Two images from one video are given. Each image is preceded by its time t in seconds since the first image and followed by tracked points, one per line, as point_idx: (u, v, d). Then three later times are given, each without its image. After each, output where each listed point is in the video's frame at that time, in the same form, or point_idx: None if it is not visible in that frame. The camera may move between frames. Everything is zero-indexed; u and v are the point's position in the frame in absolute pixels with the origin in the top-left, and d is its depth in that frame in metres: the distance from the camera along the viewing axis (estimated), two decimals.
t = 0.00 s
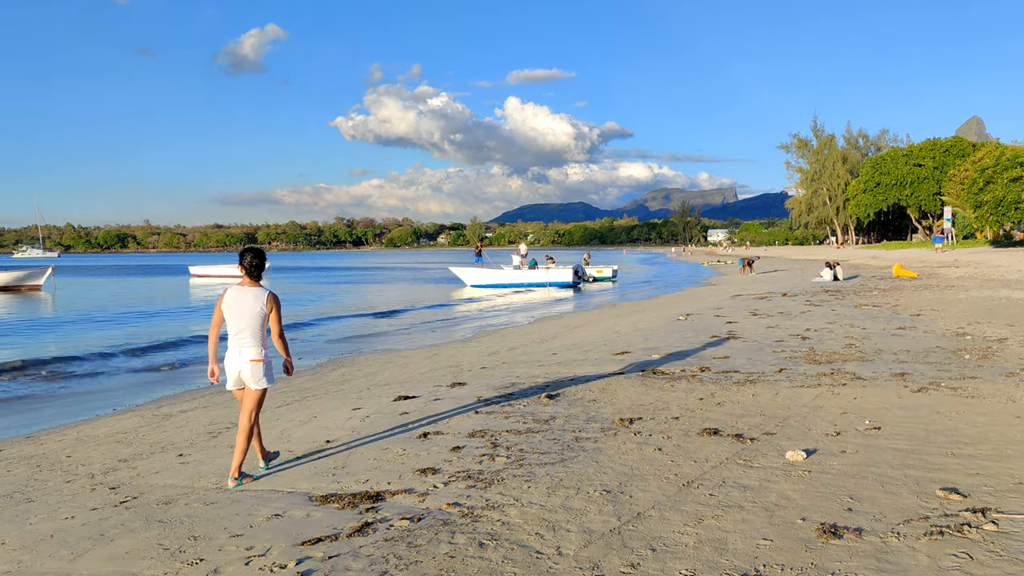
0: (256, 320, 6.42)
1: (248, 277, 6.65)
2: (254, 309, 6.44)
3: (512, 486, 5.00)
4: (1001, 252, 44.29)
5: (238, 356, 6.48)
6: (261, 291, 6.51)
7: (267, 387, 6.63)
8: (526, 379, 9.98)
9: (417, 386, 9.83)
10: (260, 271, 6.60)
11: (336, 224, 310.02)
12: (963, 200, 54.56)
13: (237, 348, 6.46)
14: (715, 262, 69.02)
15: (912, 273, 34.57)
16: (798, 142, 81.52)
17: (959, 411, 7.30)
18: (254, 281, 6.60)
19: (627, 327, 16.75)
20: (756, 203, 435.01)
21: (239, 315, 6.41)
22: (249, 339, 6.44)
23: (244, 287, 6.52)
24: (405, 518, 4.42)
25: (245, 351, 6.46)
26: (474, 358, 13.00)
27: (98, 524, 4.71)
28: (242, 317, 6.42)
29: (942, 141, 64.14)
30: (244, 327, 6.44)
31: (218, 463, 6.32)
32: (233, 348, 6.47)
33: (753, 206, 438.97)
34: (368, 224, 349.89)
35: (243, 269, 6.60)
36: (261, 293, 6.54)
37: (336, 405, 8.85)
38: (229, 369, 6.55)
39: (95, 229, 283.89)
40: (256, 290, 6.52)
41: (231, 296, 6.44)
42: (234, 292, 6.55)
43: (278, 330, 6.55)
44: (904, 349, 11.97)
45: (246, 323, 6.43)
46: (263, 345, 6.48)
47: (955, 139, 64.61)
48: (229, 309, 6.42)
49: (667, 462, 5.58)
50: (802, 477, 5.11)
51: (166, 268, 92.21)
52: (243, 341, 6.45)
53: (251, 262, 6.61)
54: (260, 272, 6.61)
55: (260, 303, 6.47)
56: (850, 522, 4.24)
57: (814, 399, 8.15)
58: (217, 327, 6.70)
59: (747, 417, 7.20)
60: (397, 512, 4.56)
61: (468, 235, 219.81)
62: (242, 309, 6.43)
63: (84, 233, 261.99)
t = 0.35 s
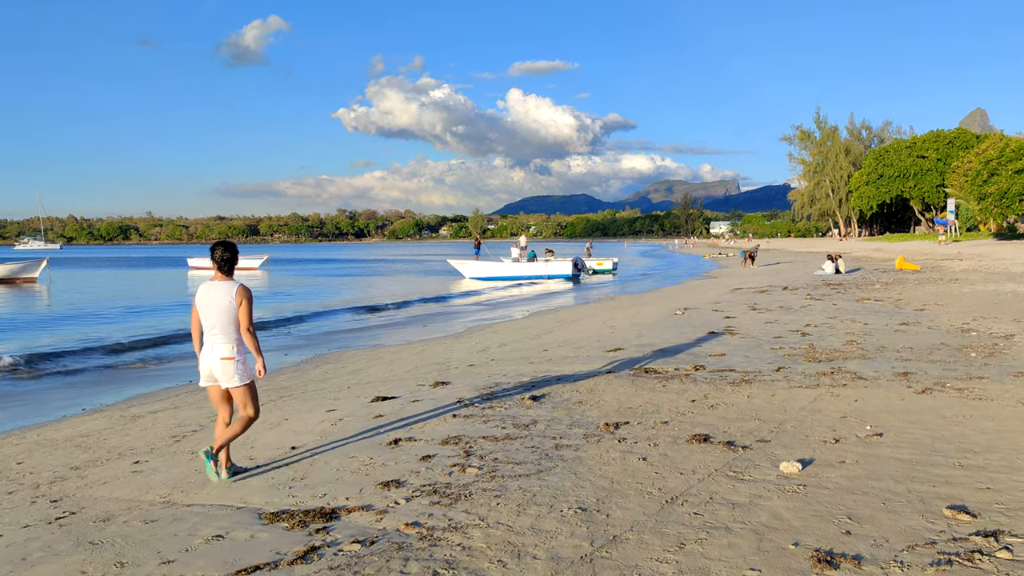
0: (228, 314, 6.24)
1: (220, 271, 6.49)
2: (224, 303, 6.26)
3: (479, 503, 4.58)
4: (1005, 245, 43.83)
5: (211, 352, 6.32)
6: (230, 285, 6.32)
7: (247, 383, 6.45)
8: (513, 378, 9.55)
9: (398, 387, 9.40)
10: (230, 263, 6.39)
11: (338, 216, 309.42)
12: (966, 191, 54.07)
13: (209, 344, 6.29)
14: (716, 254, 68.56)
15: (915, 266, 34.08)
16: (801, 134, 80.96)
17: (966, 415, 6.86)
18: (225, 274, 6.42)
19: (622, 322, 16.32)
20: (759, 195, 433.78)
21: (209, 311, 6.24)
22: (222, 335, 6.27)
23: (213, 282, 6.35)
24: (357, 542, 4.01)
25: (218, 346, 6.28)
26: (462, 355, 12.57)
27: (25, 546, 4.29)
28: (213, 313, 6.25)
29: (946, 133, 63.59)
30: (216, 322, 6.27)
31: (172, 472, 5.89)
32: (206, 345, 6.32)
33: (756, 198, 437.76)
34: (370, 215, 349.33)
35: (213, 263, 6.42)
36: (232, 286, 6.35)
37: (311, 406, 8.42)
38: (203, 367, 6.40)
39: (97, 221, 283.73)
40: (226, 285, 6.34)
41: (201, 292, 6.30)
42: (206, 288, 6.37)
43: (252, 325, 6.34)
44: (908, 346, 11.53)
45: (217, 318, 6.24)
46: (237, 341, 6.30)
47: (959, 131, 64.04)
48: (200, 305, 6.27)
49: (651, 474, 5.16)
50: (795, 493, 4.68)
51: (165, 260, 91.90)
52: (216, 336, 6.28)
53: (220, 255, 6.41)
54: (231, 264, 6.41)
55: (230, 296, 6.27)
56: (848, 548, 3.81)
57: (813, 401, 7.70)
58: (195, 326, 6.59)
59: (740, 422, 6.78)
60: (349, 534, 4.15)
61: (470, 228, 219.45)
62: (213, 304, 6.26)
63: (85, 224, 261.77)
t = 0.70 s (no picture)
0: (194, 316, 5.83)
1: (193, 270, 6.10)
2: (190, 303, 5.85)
3: (433, 528, 4.16)
4: (1008, 240, 43.40)
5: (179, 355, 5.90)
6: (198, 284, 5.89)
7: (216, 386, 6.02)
8: (494, 382, 9.15)
9: (374, 391, 8.99)
10: (200, 262, 5.96)
11: (338, 211, 309.19)
12: (968, 186, 53.60)
13: (177, 346, 5.89)
14: (716, 249, 68.10)
15: (917, 262, 33.59)
16: (802, 129, 80.48)
17: (970, 424, 6.43)
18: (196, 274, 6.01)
19: (615, 321, 15.89)
20: (761, 190, 432.91)
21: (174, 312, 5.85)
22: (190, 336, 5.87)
23: (182, 281, 5.95)
24: None
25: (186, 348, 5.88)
26: (446, 355, 12.17)
27: None
28: (178, 313, 5.85)
29: (948, 128, 63.13)
30: (182, 322, 5.86)
31: (113, 487, 5.48)
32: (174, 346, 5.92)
33: (757, 193, 436.96)
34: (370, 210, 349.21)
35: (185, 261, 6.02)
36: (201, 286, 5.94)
37: (279, 413, 8.00)
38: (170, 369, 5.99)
39: (100, 217, 283.59)
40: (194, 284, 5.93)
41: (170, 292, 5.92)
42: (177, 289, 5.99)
43: (222, 327, 5.93)
44: (909, 347, 11.09)
45: (183, 318, 5.84)
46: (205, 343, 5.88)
47: (962, 126, 63.57)
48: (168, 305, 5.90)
49: (626, 492, 4.74)
50: (783, 516, 4.26)
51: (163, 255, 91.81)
52: (183, 338, 5.87)
53: (192, 253, 6.03)
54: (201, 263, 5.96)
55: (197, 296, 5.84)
56: None
57: (807, 407, 7.28)
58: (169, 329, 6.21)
59: (728, 432, 6.35)
60: (284, 567, 3.73)
61: (471, 223, 218.98)
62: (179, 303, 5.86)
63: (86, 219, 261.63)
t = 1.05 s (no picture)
0: (185, 321, 5.57)
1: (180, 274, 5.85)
2: (181, 307, 5.59)
3: (385, 569, 3.74)
4: (1011, 239, 42.95)
5: (164, 360, 5.61)
6: (190, 288, 5.66)
7: (202, 395, 5.75)
8: (476, 392, 8.72)
9: (350, 402, 8.56)
10: (191, 265, 5.73)
11: (339, 209, 308.92)
12: (971, 185, 53.16)
13: (162, 352, 5.60)
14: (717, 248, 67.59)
15: (918, 262, 33.14)
16: (803, 127, 80.06)
17: (979, 443, 6.00)
18: (187, 278, 5.75)
19: (609, 323, 15.45)
20: (762, 188, 432.16)
21: (162, 315, 5.56)
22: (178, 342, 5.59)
23: (171, 284, 5.69)
24: None
25: (172, 354, 5.59)
26: (432, 360, 11.74)
27: None
28: (167, 316, 5.58)
29: (950, 126, 62.73)
30: (170, 327, 5.58)
31: (52, 513, 5.08)
32: (158, 352, 5.63)
33: (758, 192, 436.20)
34: (371, 208, 348.80)
35: (172, 264, 5.78)
36: (191, 290, 5.69)
37: (248, 426, 7.58)
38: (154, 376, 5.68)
39: (100, 216, 283.14)
40: (185, 288, 5.68)
41: (156, 294, 5.62)
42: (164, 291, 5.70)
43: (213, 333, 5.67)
44: (911, 353, 10.66)
45: (172, 323, 5.56)
46: (195, 349, 5.62)
47: (964, 124, 63.15)
48: (154, 308, 5.61)
49: (602, 525, 4.32)
50: (773, 555, 3.84)
51: (161, 254, 91.36)
52: (170, 343, 5.59)
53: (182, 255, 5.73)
54: (192, 266, 5.72)
55: (188, 301, 5.60)
56: None
57: (805, 422, 6.85)
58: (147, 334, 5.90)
59: (720, 450, 5.93)
60: None
61: (471, 221, 218.63)
62: (168, 307, 5.59)
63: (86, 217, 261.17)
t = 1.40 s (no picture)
0: (154, 326, 5.12)
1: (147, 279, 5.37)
2: (150, 311, 5.14)
3: None
4: (1012, 238, 42.62)
5: (131, 366, 5.17)
6: (160, 291, 5.21)
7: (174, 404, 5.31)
8: (456, 399, 8.33)
9: (323, 410, 8.17)
10: (158, 268, 5.25)
11: (339, 208, 308.73)
12: (972, 184, 52.82)
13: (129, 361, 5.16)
14: (717, 248, 67.06)
15: (919, 262, 32.78)
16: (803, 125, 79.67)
17: (982, 458, 5.62)
18: (154, 281, 5.27)
19: (602, 325, 15.07)
20: (763, 187, 431.67)
21: (129, 320, 5.11)
22: (147, 347, 5.16)
23: (137, 289, 5.22)
24: None
25: (141, 359, 5.14)
26: (416, 364, 11.35)
27: None
28: (134, 322, 5.13)
29: (950, 125, 62.43)
30: (138, 333, 5.14)
31: None
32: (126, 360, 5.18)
33: (760, 190, 435.85)
34: (371, 207, 348.49)
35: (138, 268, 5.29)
36: (161, 293, 5.25)
37: (210, 436, 7.19)
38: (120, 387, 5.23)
39: (100, 214, 282.88)
40: (155, 291, 5.24)
41: (121, 299, 5.18)
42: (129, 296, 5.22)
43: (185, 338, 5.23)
44: (911, 357, 10.27)
45: (140, 328, 5.12)
46: (166, 355, 5.19)
47: (965, 122, 62.80)
48: (119, 312, 5.16)
49: (569, 557, 3.93)
50: None
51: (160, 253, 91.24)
52: (138, 350, 5.15)
53: (148, 257, 5.25)
54: (160, 269, 5.27)
55: (158, 304, 5.15)
56: None
57: (798, 434, 6.46)
58: (113, 339, 5.47)
59: (705, 466, 5.54)
60: None
61: (472, 220, 218.59)
62: (135, 312, 5.14)
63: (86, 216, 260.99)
